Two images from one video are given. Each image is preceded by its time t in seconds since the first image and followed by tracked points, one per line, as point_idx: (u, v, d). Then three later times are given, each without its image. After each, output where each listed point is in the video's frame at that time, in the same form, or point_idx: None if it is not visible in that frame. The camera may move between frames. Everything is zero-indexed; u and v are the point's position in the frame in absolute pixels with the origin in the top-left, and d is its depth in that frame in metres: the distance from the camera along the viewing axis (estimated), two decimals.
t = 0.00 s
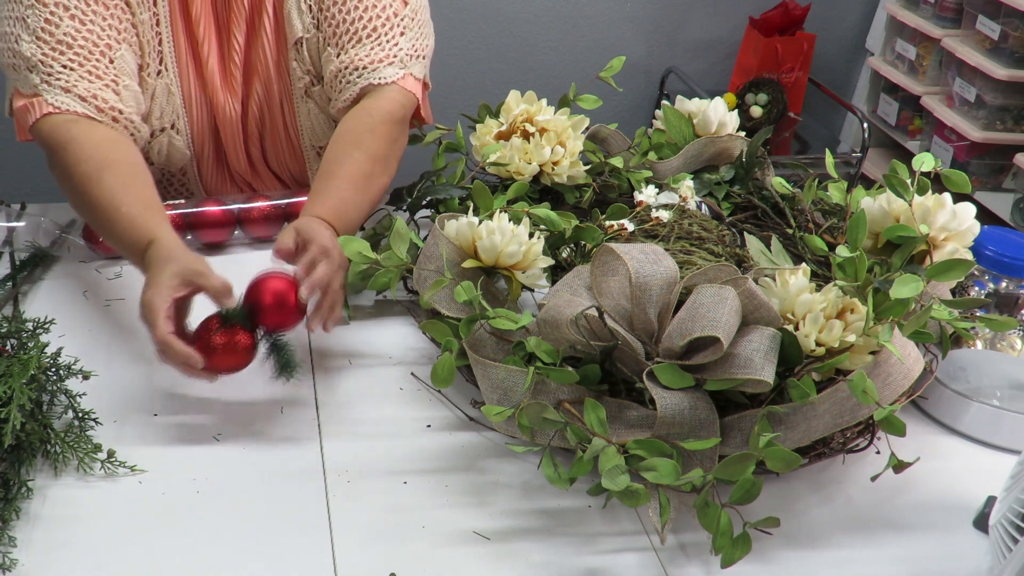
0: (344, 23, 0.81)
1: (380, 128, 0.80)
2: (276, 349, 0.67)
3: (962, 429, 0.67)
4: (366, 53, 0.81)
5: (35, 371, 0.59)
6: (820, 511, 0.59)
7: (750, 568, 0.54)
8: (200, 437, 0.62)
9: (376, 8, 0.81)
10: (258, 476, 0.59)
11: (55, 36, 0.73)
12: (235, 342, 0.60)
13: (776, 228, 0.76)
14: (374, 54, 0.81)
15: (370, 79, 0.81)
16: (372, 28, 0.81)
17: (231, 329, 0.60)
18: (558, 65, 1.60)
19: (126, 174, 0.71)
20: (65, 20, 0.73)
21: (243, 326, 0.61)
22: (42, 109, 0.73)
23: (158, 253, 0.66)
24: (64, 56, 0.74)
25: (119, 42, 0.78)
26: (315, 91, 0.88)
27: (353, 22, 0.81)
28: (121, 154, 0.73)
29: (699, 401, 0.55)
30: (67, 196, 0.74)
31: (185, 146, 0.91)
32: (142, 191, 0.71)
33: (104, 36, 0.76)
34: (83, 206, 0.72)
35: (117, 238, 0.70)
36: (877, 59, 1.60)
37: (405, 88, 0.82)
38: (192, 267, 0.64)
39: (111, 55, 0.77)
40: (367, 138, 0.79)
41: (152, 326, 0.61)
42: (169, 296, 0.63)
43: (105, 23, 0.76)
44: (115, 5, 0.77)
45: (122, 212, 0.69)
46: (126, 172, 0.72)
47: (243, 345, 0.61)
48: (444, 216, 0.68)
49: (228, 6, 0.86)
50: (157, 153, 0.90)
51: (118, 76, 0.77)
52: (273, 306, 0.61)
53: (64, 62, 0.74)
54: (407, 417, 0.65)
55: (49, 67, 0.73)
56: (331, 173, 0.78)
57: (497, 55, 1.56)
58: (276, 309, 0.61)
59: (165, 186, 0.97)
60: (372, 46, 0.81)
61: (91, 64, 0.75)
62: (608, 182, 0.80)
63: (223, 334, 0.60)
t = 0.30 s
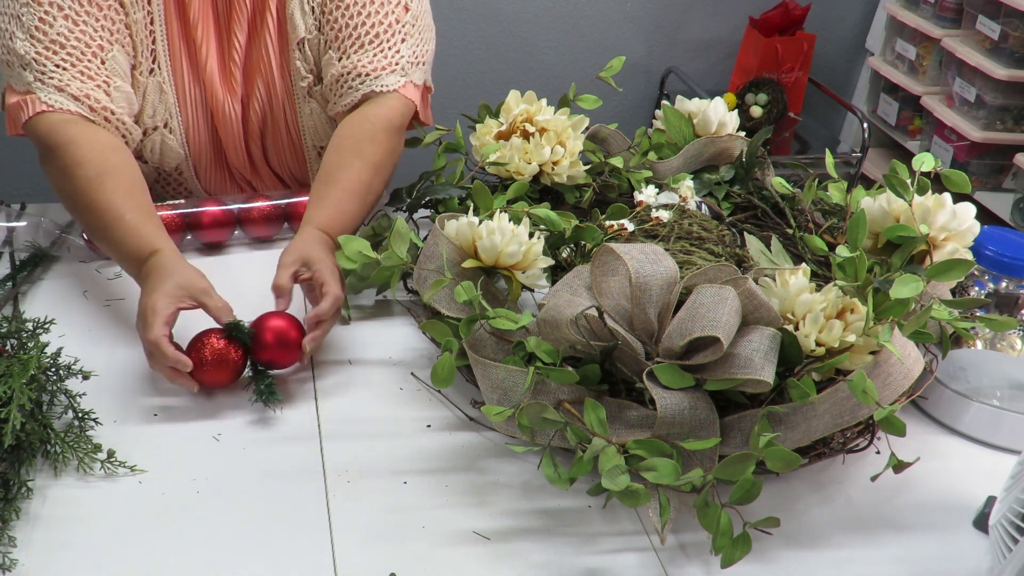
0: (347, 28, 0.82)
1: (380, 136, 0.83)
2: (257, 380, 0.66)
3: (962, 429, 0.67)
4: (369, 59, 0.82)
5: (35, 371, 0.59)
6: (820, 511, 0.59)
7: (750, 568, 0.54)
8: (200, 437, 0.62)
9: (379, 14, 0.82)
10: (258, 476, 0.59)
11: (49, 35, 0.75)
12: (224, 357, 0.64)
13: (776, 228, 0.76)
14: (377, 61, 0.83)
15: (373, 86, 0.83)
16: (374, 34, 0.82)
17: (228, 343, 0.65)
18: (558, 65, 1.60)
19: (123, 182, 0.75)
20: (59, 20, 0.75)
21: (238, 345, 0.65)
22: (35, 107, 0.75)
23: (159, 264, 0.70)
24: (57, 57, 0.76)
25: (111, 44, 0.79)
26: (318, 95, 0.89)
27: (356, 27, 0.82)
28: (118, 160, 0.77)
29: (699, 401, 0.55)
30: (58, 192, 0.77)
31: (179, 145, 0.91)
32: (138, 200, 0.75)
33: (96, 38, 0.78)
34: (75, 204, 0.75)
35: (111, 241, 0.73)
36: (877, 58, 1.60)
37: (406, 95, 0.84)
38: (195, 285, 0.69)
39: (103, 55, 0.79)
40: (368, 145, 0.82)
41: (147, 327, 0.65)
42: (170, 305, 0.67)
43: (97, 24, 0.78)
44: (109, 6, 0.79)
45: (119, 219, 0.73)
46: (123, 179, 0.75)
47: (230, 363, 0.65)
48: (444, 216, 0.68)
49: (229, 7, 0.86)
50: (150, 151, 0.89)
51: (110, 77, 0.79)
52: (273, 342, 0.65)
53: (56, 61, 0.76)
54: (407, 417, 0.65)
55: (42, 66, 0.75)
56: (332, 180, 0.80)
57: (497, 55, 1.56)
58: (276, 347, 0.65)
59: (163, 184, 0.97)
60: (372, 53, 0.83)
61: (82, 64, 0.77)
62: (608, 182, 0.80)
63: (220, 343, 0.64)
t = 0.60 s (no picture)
0: (346, 26, 0.83)
1: (377, 136, 0.83)
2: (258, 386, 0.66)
3: (962, 429, 0.67)
4: (368, 57, 0.83)
5: (35, 371, 0.59)
6: (820, 511, 0.59)
7: (750, 568, 0.54)
8: (200, 437, 0.62)
9: (378, 12, 0.82)
10: (258, 476, 0.59)
11: (43, 30, 0.75)
12: (229, 360, 0.65)
13: (776, 228, 0.76)
14: (376, 60, 0.83)
15: (371, 85, 0.83)
16: (373, 33, 0.83)
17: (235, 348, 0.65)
18: (558, 65, 1.60)
19: (121, 178, 0.76)
20: (54, 15, 0.76)
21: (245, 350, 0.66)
22: (30, 102, 0.76)
23: (158, 258, 0.71)
24: (51, 52, 0.76)
25: (106, 40, 0.80)
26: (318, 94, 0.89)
27: (355, 25, 0.82)
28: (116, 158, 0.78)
29: (699, 401, 0.55)
30: (55, 188, 0.77)
31: (175, 142, 0.91)
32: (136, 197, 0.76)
33: (90, 34, 0.78)
34: (73, 199, 0.76)
35: (108, 236, 0.74)
36: (877, 58, 1.60)
37: (404, 94, 0.85)
38: (197, 280, 0.69)
39: (97, 52, 0.79)
40: (366, 146, 0.82)
41: (152, 322, 0.66)
42: (175, 300, 0.68)
43: (92, 20, 0.78)
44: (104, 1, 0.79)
45: (118, 214, 0.73)
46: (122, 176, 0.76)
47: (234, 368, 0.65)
48: (444, 216, 0.68)
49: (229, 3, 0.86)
50: (147, 148, 0.89)
51: (104, 74, 0.80)
52: (278, 352, 0.66)
53: (51, 57, 0.76)
54: (407, 417, 0.65)
55: (37, 61, 0.76)
56: (331, 182, 0.80)
57: (497, 55, 1.56)
58: (281, 357, 0.66)
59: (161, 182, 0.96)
60: (370, 51, 0.83)
61: (77, 60, 0.78)
62: (608, 182, 0.80)
63: (227, 347, 0.65)
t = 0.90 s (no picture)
0: (343, 20, 0.83)
1: (375, 130, 0.83)
2: (257, 386, 0.66)
3: (962, 429, 0.67)
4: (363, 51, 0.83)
5: (35, 371, 0.59)
6: (820, 511, 0.59)
7: (750, 568, 0.54)
8: (200, 437, 0.62)
9: (375, 7, 0.82)
10: (258, 476, 0.59)
11: (42, 24, 0.76)
12: (228, 361, 0.65)
13: (776, 228, 0.76)
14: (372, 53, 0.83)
15: (368, 79, 0.83)
16: (370, 27, 0.83)
17: (235, 348, 0.65)
18: (558, 65, 1.60)
19: (118, 171, 0.76)
20: (53, 9, 0.76)
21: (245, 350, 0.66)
22: (29, 96, 0.76)
23: (154, 249, 0.70)
24: (50, 46, 0.76)
25: (104, 34, 0.80)
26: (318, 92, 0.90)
27: (352, 19, 0.83)
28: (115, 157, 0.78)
29: (699, 401, 0.55)
30: (51, 180, 0.77)
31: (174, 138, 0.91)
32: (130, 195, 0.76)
33: (89, 28, 0.78)
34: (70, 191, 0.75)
35: (104, 228, 0.73)
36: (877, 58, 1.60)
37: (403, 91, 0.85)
38: (191, 269, 0.69)
39: (95, 46, 0.79)
40: (364, 142, 0.82)
41: (144, 312, 0.66)
42: (168, 291, 0.68)
43: (91, 14, 0.78)
44: None
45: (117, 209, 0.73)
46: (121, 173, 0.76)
47: (233, 368, 0.65)
48: (444, 216, 0.68)
49: None
50: (145, 143, 0.89)
51: (102, 68, 0.80)
52: (278, 352, 0.66)
53: (50, 51, 0.76)
54: (407, 418, 0.65)
55: (36, 55, 0.76)
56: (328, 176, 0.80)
57: (497, 55, 1.56)
58: (280, 357, 0.66)
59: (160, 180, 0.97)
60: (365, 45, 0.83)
61: (75, 54, 0.78)
62: (608, 182, 0.80)
63: (227, 347, 0.65)
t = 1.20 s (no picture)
0: (378, 14, 0.89)
1: (390, 84, 0.90)
2: (257, 387, 0.66)
3: (962, 429, 0.67)
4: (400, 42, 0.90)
5: (35, 371, 0.59)
6: (820, 511, 0.59)
7: (750, 568, 0.54)
8: (200, 437, 0.62)
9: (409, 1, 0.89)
10: (257, 476, 0.59)
11: (9, 8, 0.77)
12: (228, 360, 0.65)
13: (776, 228, 0.76)
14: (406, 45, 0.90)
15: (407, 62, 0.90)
16: (404, 17, 0.89)
17: (235, 348, 0.65)
18: (558, 65, 1.60)
19: (70, 143, 0.80)
20: None
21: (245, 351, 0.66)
22: None
23: (112, 221, 0.76)
24: (10, 31, 0.77)
25: (68, 25, 0.80)
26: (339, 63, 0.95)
27: (386, 10, 0.89)
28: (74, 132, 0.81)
29: (699, 401, 0.55)
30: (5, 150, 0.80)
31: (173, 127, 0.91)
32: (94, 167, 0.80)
33: (52, 17, 0.79)
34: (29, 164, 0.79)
35: (64, 204, 0.78)
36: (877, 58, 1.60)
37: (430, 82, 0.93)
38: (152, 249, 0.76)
39: (57, 36, 0.79)
40: (386, 91, 0.90)
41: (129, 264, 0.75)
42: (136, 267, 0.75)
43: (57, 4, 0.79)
44: None
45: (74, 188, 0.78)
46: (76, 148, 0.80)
47: (234, 368, 0.65)
48: (444, 216, 0.68)
49: None
50: (143, 130, 0.90)
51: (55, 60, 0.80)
52: (278, 352, 0.66)
53: (10, 35, 0.77)
54: (406, 418, 0.65)
55: None
56: (345, 101, 0.87)
57: (497, 55, 1.56)
58: (280, 357, 0.66)
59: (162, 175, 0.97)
60: (398, 32, 0.90)
61: (33, 41, 0.78)
62: (608, 182, 0.80)
63: (227, 347, 0.65)
